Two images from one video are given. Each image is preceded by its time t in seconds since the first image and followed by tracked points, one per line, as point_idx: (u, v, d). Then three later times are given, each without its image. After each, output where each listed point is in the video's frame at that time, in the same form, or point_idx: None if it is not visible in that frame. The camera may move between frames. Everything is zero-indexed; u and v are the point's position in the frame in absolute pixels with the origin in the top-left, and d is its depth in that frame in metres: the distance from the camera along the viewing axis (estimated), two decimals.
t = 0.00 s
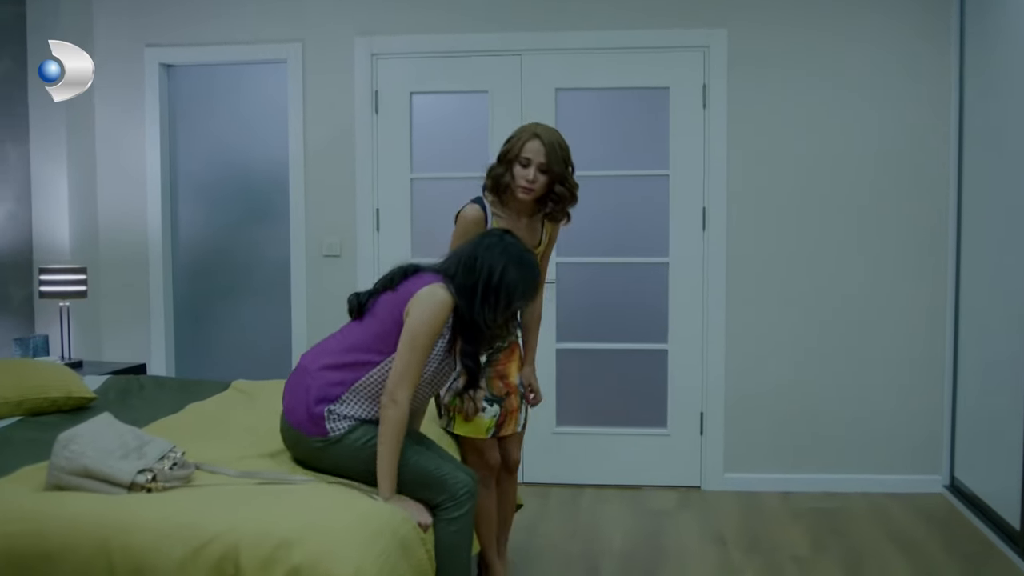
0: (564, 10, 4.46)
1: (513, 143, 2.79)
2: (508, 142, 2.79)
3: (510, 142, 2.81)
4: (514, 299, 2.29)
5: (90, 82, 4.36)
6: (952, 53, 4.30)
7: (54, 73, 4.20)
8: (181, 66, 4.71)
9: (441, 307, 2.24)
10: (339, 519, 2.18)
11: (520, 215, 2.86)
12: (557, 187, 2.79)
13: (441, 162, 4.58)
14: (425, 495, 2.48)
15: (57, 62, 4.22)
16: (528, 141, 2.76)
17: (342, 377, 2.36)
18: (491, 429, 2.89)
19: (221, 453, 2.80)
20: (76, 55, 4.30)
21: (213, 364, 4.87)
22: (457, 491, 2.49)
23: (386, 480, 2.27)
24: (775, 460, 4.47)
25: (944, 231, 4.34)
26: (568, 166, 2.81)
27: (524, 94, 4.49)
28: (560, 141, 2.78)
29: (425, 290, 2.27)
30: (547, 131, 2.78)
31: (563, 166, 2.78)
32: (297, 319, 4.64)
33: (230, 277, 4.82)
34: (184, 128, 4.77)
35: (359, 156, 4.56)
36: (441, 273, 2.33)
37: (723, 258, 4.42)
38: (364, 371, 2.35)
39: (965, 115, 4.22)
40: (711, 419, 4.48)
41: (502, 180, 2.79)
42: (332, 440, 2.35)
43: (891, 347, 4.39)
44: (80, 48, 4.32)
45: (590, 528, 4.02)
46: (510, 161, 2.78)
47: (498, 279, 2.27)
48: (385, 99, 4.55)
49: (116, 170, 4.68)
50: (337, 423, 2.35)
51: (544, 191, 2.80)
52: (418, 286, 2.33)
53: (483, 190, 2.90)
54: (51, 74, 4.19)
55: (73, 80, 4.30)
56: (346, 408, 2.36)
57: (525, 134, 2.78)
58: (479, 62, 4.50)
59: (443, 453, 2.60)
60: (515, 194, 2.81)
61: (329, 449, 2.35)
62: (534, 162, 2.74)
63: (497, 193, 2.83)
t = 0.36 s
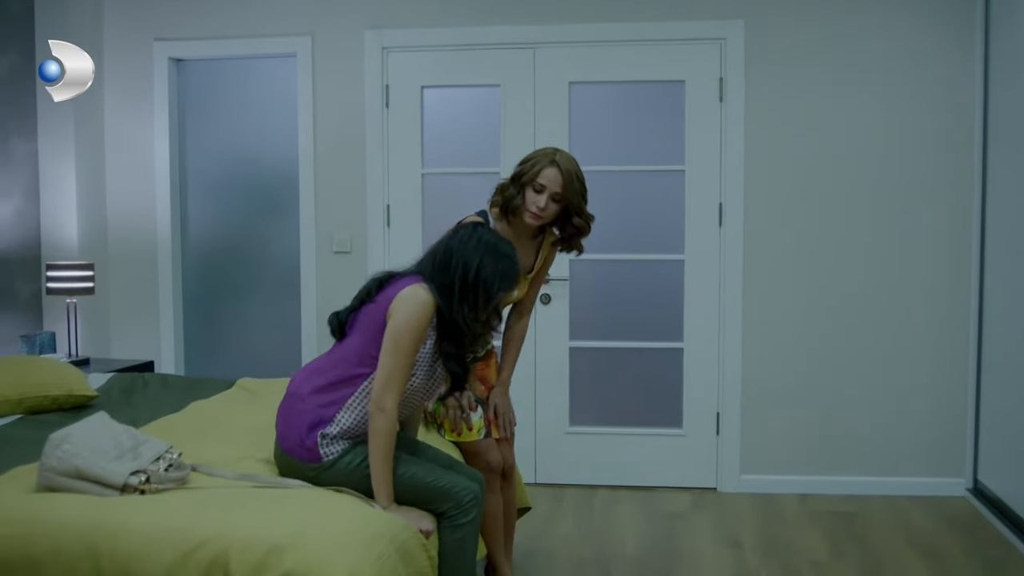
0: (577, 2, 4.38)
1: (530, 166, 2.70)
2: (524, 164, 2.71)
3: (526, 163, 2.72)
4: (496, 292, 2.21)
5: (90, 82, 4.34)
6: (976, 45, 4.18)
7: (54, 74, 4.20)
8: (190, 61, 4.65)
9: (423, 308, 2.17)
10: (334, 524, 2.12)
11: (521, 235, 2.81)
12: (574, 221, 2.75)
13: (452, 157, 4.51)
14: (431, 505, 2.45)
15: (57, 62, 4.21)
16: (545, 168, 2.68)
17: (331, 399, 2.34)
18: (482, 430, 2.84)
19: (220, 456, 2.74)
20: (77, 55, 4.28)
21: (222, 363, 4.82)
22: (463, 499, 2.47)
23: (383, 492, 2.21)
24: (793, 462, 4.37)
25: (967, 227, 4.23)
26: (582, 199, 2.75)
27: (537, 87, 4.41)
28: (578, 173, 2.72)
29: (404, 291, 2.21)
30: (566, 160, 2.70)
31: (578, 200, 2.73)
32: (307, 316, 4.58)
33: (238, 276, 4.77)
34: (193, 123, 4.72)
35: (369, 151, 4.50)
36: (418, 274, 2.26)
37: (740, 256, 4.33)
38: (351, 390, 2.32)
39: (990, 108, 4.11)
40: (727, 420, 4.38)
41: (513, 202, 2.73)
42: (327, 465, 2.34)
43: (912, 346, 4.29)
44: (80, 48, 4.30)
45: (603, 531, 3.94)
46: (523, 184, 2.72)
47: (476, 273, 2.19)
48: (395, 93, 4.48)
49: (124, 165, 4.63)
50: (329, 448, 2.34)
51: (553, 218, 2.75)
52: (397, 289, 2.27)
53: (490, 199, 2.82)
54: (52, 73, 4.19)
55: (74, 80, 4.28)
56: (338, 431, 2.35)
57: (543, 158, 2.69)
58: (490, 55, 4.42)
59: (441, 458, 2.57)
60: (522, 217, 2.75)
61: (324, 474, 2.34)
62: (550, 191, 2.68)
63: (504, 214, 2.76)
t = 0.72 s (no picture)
0: None
1: (505, 190, 2.66)
2: (500, 188, 2.67)
3: (502, 186, 2.67)
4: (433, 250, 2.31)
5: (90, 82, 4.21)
6: (1004, 35, 4.06)
7: (53, 74, 4.08)
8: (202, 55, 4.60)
9: (369, 296, 2.25)
10: (328, 528, 2.06)
11: (493, 262, 2.73)
12: (550, 247, 2.69)
13: (465, 153, 4.44)
14: (432, 512, 2.47)
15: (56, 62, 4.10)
16: (520, 192, 2.62)
17: (316, 414, 2.41)
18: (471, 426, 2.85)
19: (220, 456, 2.69)
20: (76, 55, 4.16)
21: (233, 363, 4.78)
22: (465, 506, 2.47)
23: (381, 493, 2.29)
24: (812, 464, 4.27)
25: (994, 223, 4.11)
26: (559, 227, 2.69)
27: (552, 81, 4.33)
28: (556, 201, 2.67)
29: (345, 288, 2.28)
30: (542, 186, 2.65)
31: (554, 228, 2.67)
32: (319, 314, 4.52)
33: (248, 276, 4.72)
34: (205, 118, 4.67)
35: (382, 146, 4.43)
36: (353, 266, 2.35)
37: (758, 253, 4.23)
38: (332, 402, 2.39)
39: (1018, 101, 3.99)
40: (745, 421, 4.29)
41: (486, 225, 2.67)
42: (320, 477, 2.42)
43: (936, 346, 4.18)
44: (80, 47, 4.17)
45: (617, 533, 3.85)
46: (497, 208, 2.66)
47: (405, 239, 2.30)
48: (408, 88, 4.41)
49: (135, 161, 4.58)
50: (322, 459, 2.41)
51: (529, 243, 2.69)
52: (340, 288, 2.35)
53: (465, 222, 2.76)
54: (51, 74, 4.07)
55: (73, 80, 4.16)
56: (327, 444, 2.42)
57: (519, 183, 2.64)
58: (505, 48, 4.35)
59: (442, 467, 2.60)
60: (495, 242, 2.68)
61: (319, 486, 2.42)
62: (523, 214, 2.62)
63: (477, 237, 2.70)
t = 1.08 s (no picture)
0: None
1: (432, 208, 2.88)
2: (426, 206, 2.89)
3: (426, 206, 2.90)
4: (374, 222, 2.40)
5: (90, 81, 4.33)
6: None
7: (53, 74, 4.22)
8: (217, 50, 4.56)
9: (353, 295, 2.31)
10: (327, 532, 2.00)
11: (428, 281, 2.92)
12: (481, 255, 2.92)
13: (482, 148, 4.36)
14: (437, 516, 2.40)
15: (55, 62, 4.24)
16: (450, 204, 2.86)
17: (314, 418, 2.40)
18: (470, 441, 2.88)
19: (225, 460, 2.63)
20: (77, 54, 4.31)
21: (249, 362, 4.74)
22: (471, 509, 2.40)
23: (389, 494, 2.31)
24: (837, 467, 4.16)
25: None
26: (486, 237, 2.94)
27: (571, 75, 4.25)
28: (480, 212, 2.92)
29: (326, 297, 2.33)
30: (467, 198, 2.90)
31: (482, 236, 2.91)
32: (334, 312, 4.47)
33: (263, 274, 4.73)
34: (220, 114, 4.63)
35: (397, 141, 4.37)
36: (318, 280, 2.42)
37: (782, 251, 4.13)
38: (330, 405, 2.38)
39: None
40: (767, 423, 4.19)
41: (419, 242, 2.88)
42: (320, 482, 2.39)
43: (966, 347, 4.07)
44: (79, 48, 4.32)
45: (636, 537, 3.77)
46: (427, 224, 2.88)
47: (348, 227, 2.38)
48: (424, 82, 4.34)
49: (148, 156, 4.52)
50: (322, 463, 2.38)
51: (462, 254, 2.90)
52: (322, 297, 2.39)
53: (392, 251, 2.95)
54: (51, 74, 4.22)
55: (72, 80, 4.29)
56: (328, 448, 2.40)
57: (448, 198, 2.88)
58: (522, 41, 4.27)
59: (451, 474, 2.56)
60: (430, 256, 2.88)
61: (320, 491, 2.38)
62: (457, 222, 2.85)
63: (410, 255, 2.88)
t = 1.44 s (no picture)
0: None
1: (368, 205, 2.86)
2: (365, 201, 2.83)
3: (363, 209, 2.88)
4: (389, 218, 2.38)
5: (91, 81, 4.27)
6: None
7: (53, 74, 4.15)
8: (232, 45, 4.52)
9: (353, 296, 2.27)
10: (321, 538, 1.95)
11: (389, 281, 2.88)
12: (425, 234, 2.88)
13: (498, 143, 4.29)
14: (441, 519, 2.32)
15: (57, 62, 4.16)
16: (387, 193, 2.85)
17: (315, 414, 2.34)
18: (473, 436, 2.81)
19: (227, 459, 2.58)
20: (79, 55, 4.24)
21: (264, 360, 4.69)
22: (476, 513, 2.32)
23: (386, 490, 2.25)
24: (861, 471, 4.06)
25: None
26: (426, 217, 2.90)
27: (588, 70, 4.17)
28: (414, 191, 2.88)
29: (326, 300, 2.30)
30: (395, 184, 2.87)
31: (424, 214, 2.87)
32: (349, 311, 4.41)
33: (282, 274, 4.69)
34: (234, 110, 4.59)
35: (412, 137, 4.31)
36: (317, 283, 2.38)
37: (805, 249, 4.03)
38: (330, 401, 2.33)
39: None
40: (790, 425, 4.09)
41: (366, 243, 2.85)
42: (323, 480, 2.31)
43: (995, 348, 3.95)
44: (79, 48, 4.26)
45: (653, 541, 3.68)
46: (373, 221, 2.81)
47: (358, 223, 2.36)
48: (439, 77, 4.28)
49: (163, 154, 4.48)
50: (325, 460, 2.32)
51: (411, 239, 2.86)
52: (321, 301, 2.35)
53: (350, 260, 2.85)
54: (51, 74, 4.14)
55: (73, 80, 4.22)
56: (330, 445, 2.33)
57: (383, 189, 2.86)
58: (538, 35, 4.19)
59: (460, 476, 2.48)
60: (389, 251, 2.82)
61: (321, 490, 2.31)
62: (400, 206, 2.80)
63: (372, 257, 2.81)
